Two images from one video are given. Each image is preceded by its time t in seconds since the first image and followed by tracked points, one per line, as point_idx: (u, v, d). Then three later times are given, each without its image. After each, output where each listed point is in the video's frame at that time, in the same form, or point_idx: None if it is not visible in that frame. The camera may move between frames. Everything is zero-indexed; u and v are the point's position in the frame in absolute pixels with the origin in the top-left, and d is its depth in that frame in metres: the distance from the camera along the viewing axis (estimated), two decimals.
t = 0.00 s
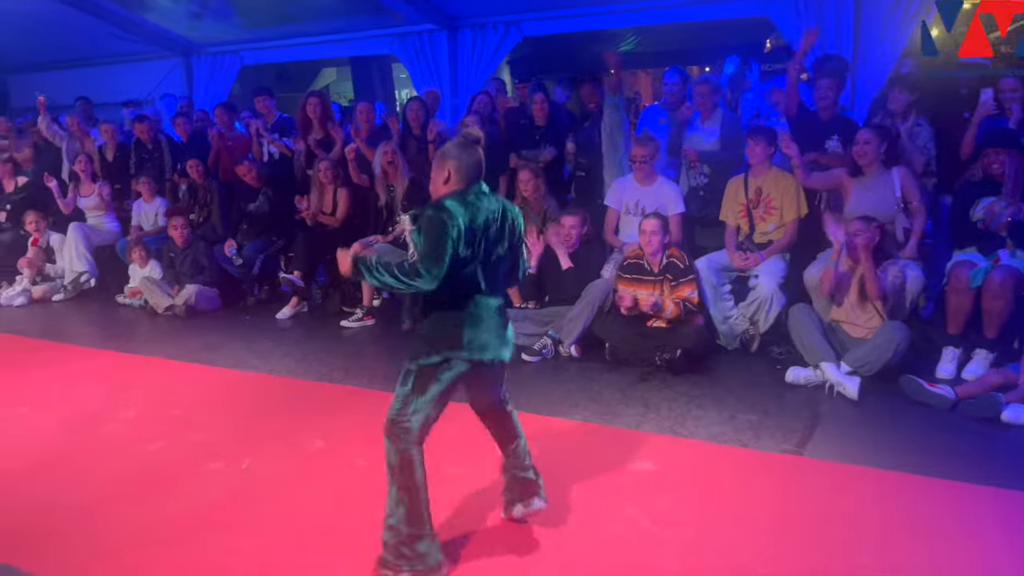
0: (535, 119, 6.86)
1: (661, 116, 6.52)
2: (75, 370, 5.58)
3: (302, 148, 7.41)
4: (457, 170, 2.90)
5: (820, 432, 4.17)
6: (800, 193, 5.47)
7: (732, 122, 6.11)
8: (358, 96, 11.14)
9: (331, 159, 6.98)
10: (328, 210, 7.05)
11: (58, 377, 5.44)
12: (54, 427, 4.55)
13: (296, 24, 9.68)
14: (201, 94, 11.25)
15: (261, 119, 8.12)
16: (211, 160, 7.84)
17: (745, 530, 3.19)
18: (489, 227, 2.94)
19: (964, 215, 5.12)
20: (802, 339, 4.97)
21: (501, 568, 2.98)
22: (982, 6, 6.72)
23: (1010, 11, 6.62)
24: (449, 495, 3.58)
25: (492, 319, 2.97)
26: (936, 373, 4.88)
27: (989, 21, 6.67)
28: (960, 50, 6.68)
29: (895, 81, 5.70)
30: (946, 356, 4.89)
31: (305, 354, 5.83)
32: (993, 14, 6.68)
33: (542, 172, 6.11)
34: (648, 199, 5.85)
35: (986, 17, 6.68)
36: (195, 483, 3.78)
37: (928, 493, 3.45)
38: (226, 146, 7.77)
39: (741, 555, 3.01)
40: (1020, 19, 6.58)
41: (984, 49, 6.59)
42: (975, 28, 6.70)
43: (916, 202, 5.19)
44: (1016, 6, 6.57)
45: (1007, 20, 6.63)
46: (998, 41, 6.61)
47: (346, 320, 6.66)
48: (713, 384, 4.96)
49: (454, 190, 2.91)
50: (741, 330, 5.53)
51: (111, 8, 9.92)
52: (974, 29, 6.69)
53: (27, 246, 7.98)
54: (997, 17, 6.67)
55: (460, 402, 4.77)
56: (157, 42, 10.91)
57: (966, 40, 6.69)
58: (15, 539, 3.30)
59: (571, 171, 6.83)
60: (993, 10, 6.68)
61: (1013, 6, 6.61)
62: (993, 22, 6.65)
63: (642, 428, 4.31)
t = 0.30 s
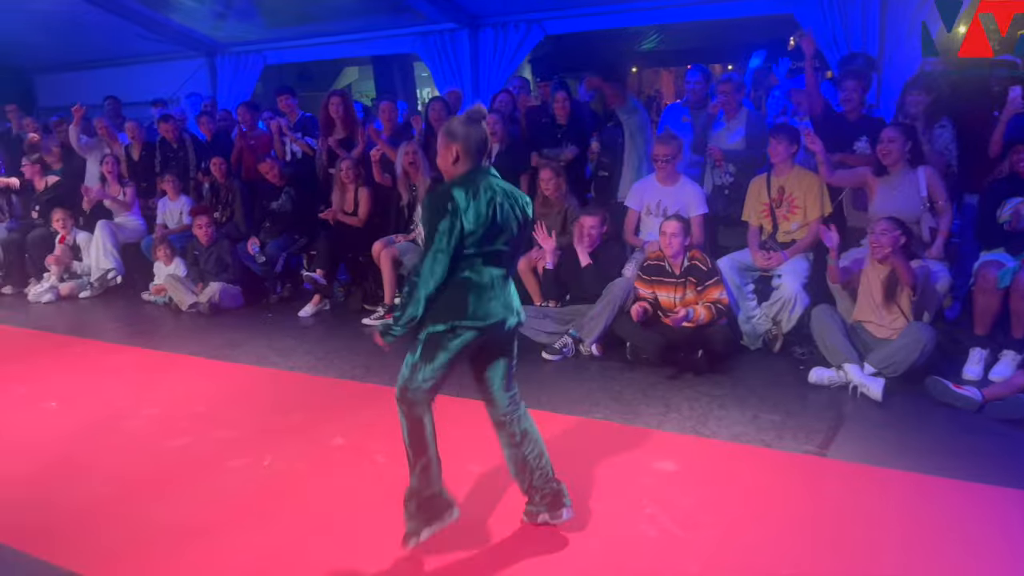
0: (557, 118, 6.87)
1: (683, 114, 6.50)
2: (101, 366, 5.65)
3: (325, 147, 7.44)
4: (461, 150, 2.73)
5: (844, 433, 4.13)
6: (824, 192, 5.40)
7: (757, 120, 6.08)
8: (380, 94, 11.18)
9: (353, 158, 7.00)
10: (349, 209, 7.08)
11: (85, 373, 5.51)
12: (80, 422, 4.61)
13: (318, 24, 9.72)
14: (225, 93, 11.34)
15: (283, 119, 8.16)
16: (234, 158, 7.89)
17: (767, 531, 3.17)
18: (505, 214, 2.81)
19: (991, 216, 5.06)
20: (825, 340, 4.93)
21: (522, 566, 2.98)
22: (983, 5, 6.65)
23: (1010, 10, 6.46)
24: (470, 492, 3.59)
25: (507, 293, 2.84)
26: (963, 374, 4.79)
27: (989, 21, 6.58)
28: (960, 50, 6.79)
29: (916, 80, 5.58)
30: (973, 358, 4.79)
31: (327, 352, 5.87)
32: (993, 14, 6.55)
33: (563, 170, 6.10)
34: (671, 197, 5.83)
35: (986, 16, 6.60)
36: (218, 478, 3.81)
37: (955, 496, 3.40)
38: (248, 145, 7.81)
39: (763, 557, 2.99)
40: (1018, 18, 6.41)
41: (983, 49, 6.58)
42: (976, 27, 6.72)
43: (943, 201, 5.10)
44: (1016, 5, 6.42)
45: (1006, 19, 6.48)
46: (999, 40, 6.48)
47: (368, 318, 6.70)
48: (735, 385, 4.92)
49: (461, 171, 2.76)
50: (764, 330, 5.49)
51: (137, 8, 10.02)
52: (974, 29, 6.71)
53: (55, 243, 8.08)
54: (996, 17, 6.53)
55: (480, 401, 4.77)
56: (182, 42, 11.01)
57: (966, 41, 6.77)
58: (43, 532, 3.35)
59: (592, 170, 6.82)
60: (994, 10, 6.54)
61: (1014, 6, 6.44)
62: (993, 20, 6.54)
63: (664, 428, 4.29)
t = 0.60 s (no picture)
0: (580, 117, 6.85)
1: (707, 112, 6.47)
2: (127, 362, 5.72)
3: (349, 145, 7.49)
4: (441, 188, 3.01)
5: (869, 435, 4.09)
6: (850, 190, 5.36)
7: (783, 118, 6.04)
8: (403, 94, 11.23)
9: (374, 157, 7.03)
10: (371, 207, 7.08)
11: (112, 369, 5.57)
12: (106, 418, 4.66)
13: (342, 23, 9.79)
14: (248, 91, 11.43)
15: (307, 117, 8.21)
16: (259, 156, 7.98)
17: (790, 532, 3.15)
18: (492, 244, 3.13)
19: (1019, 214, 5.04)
20: (851, 338, 4.88)
21: (543, 565, 2.98)
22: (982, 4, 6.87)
23: (1009, 10, 6.79)
24: (492, 491, 3.59)
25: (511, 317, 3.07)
26: (991, 377, 4.71)
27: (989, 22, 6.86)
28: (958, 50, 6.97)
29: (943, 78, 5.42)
30: (1002, 360, 4.71)
31: (349, 350, 5.89)
32: (993, 13, 6.84)
33: (586, 168, 6.12)
34: (694, 195, 5.81)
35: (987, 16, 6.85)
36: (242, 475, 3.84)
37: (983, 499, 3.35)
38: (272, 144, 7.88)
39: (786, 557, 2.98)
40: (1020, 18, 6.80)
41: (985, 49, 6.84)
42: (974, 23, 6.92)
43: (971, 201, 5.06)
44: (1016, 6, 6.79)
45: (1007, 20, 6.81)
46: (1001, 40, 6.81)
47: (391, 316, 6.74)
48: (759, 385, 4.89)
49: (443, 207, 3.04)
50: (788, 331, 5.44)
51: (164, 8, 10.13)
52: (974, 28, 6.89)
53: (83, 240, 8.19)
54: (995, 17, 6.84)
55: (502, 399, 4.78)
56: (208, 41, 11.12)
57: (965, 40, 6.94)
58: (70, 525, 3.39)
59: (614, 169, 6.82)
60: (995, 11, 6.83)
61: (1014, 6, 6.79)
62: (993, 21, 6.84)
63: (686, 428, 4.28)
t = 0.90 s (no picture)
0: (608, 116, 6.80)
1: (736, 111, 6.48)
2: (160, 358, 5.80)
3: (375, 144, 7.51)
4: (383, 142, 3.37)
5: (901, 439, 4.03)
6: (881, 190, 5.30)
7: (815, 117, 6.00)
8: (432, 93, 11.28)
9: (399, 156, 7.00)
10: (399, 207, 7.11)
11: (145, 364, 5.66)
12: (139, 413, 4.74)
13: (371, 23, 9.85)
14: (279, 90, 11.54)
15: (337, 116, 8.27)
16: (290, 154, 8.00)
17: (820, 535, 3.12)
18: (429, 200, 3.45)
19: None
20: (881, 342, 4.81)
21: (570, 566, 2.98)
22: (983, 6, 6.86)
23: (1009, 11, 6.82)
24: (519, 490, 3.59)
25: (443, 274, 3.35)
26: None
27: (989, 23, 6.89)
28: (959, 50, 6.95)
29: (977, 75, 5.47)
30: None
31: (377, 347, 5.93)
32: (992, 14, 6.88)
33: (613, 167, 6.11)
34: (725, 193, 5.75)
35: (986, 17, 6.88)
36: (273, 471, 3.88)
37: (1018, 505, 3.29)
38: (302, 144, 7.94)
39: (815, 561, 2.94)
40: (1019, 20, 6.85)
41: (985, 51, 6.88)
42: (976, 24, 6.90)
43: (1007, 202, 4.99)
44: (1016, 6, 6.83)
45: (1007, 21, 6.87)
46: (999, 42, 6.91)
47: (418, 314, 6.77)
48: (788, 387, 4.84)
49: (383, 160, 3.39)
50: (818, 332, 5.39)
51: (197, 8, 10.27)
52: (974, 29, 6.89)
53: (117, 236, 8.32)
54: (994, 19, 6.88)
55: (529, 399, 4.78)
56: (239, 41, 11.25)
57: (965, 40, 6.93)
58: (106, 519, 3.45)
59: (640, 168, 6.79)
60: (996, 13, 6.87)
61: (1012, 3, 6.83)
62: (992, 22, 6.87)
63: (713, 429, 4.25)
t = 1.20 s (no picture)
0: (648, 114, 6.77)
1: (777, 111, 6.35)
2: (203, 353, 5.91)
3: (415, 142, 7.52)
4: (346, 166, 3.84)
5: (946, 445, 3.95)
6: (927, 191, 5.20)
7: (861, 115, 5.89)
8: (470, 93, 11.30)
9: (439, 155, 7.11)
10: (437, 205, 7.18)
11: (189, 359, 5.77)
12: (183, 406, 4.83)
13: (410, 23, 9.92)
14: (320, 90, 11.66)
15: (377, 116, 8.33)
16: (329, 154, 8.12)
17: (860, 540, 3.08)
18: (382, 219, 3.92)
19: None
20: (927, 346, 4.72)
21: (606, 566, 2.97)
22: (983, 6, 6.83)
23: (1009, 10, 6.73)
24: (556, 488, 3.60)
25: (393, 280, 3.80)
26: None
27: (990, 23, 6.80)
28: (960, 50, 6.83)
29: None
30: None
31: (414, 345, 5.97)
32: (994, 14, 6.79)
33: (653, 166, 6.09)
34: (766, 192, 5.68)
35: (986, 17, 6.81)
36: (313, 465, 3.93)
37: None
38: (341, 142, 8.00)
39: (856, 567, 2.90)
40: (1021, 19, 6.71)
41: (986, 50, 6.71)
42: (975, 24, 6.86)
43: None
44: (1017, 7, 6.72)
45: (1008, 20, 6.75)
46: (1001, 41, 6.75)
47: (455, 312, 6.79)
48: (829, 390, 4.77)
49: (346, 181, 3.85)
50: (861, 334, 5.30)
51: (239, 8, 10.43)
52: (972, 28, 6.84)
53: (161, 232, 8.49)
54: (996, 19, 6.78)
55: (565, 398, 4.77)
56: (281, 41, 11.39)
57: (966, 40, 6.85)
58: (152, 508, 3.53)
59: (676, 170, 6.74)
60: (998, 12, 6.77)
61: (1015, 4, 6.73)
62: (993, 22, 6.78)
63: (753, 431, 4.21)
